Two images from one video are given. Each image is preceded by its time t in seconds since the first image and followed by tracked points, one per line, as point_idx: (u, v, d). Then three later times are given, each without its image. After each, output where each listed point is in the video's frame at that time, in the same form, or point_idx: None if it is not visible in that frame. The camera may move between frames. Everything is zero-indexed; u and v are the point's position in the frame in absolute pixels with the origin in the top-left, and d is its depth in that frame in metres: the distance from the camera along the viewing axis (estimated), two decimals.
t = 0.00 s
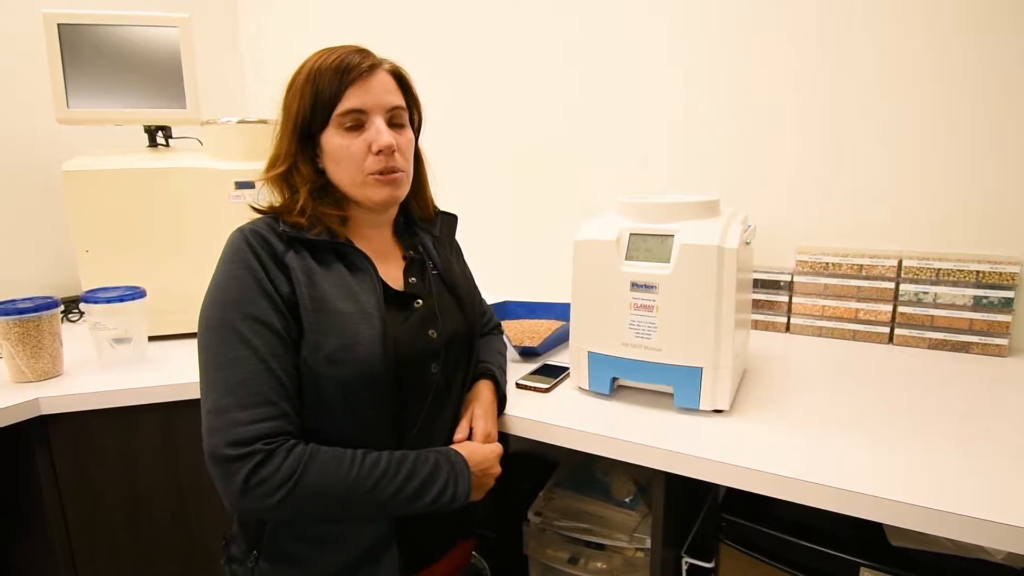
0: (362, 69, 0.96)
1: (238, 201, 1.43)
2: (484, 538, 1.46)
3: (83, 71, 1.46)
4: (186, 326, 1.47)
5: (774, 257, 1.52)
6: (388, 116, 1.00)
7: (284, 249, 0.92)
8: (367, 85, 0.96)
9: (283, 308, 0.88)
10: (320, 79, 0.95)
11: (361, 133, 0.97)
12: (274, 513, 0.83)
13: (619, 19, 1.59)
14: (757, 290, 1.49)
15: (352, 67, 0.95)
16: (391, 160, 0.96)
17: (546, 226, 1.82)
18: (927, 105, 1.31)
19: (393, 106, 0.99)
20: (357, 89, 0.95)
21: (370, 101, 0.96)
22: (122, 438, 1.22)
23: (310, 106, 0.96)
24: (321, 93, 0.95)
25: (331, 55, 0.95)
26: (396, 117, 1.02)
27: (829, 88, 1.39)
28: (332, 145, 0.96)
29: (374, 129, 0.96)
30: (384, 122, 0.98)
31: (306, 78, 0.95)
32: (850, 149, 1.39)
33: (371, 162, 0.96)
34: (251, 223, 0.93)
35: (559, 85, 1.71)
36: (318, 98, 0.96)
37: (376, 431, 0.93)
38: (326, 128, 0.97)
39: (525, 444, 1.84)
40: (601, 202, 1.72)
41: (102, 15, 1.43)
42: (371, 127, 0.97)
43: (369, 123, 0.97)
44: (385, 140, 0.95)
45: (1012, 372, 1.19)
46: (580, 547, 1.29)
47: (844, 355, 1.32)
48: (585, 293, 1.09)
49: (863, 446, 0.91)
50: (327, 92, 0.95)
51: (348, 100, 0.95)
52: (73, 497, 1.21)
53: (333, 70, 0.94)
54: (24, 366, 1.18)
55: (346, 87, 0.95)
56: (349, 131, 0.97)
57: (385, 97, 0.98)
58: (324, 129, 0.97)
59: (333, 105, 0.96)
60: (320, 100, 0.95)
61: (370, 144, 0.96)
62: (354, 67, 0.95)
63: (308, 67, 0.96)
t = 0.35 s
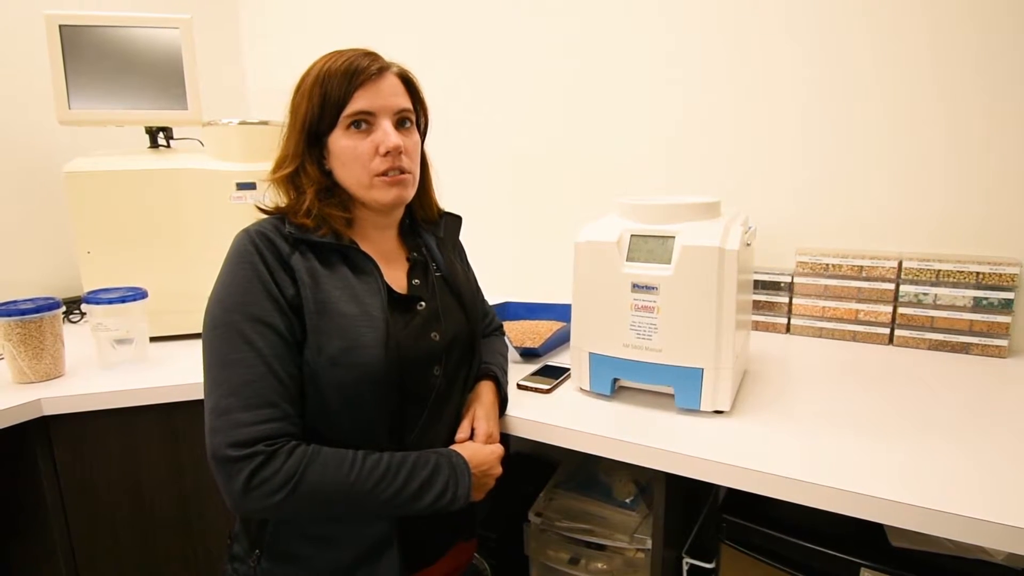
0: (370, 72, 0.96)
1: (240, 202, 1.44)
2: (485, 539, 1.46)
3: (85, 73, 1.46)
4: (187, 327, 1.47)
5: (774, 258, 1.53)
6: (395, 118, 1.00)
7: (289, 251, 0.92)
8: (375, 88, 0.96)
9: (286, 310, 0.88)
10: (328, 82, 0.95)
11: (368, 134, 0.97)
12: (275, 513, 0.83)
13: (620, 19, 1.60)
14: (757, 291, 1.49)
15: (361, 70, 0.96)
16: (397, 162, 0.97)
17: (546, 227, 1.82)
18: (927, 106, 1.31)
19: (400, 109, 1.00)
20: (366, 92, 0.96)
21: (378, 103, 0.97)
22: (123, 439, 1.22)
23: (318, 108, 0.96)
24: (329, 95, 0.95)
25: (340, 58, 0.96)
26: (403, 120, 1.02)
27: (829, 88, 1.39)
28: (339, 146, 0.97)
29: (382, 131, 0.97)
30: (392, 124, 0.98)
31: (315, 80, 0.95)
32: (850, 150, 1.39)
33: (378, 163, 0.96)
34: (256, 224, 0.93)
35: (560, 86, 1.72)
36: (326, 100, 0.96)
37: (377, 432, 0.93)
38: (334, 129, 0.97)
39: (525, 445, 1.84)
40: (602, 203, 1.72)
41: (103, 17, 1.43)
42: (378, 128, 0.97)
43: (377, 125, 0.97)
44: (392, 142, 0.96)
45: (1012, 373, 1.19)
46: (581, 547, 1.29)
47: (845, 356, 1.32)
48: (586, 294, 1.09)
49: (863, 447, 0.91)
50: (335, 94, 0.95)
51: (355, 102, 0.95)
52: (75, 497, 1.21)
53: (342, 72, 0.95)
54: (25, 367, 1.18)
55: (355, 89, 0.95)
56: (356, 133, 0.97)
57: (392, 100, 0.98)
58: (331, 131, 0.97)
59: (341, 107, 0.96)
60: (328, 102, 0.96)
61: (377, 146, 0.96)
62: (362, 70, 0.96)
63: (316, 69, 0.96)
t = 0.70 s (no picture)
0: (372, 73, 0.96)
1: (241, 202, 1.44)
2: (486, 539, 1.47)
3: (86, 73, 1.46)
4: (188, 327, 1.48)
5: (774, 258, 1.53)
6: (398, 120, 1.01)
7: (294, 249, 0.92)
8: (377, 90, 0.97)
9: (294, 308, 0.89)
10: (331, 83, 0.95)
11: (371, 136, 0.98)
12: (285, 512, 0.84)
13: (620, 19, 1.60)
14: (758, 291, 1.50)
15: (363, 71, 0.96)
16: (400, 163, 0.97)
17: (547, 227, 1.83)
18: (927, 105, 1.31)
19: (403, 110, 1.00)
20: (368, 93, 0.96)
21: (380, 105, 0.97)
22: (126, 438, 1.22)
23: (320, 110, 0.96)
24: (332, 96, 0.95)
25: (342, 60, 0.96)
26: (405, 121, 1.03)
27: (829, 88, 1.39)
28: (341, 147, 0.97)
29: (384, 133, 0.97)
30: (394, 126, 0.99)
31: (317, 82, 0.96)
32: (850, 150, 1.40)
33: (381, 165, 0.96)
34: (261, 224, 0.93)
35: (561, 86, 1.72)
36: (329, 102, 0.96)
37: (384, 428, 0.94)
38: (336, 131, 0.97)
39: (526, 445, 1.84)
40: (603, 203, 1.72)
41: (105, 17, 1.43)
42: (380, 130, 0.98)
43: (379, 127, 0.98)
44: (395, 144, 0.96)
45: (1012, 373, 1.20)
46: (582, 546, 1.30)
47: (845, 356, 1.32)
48: (587, 294, 1.10)
49: (863, 446, 0.92)
50: (337, 96, 0.95)
51: (358, 104, 0.96)
52: (78, 497, 1.22)
53: (344, 74, 0.95)
54: (27, 366, 1.18)
55: (357, 91, 0.95)
56: (358, 134, 0.97)
57: (395, 101, 0.98)
58: (334, 132, 0.98)
59: (344, 109, 0.96)
60: (331, 103, 0.96)
61: (380, 148, 0.96)
62: (365, 72, 0.96)
63: (319, 71, 0.96)
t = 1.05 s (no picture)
0: (380, 72, 0.96)
1: (241, 201, 1.44)
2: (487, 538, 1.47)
3: (87, 72, 1.46)
4: (190, 326, 1.48)
5: (774, 257, 1.53)
6: (403, 119, 1.01)
7: (295, 249, 0.92)
8: (384, 89, 0.97)
9: (294, 308, 0.89)
10: (338, 81, 0.95)
11: (376, 135, 0.98)
12: (285, 511, 0.84)
13: (621, 19, 1.60)
14: (758, 291, 1.50)
15: (370, 70, 0.96)
16: (404, 163, 0.98)
17: (548, 226, 1.83)
18: (928, 105, 1.31)
19: (408, 110, 1.00)
20: (375, 92, 0.96)
21: (387, 104, 0.97)
22: (128, 437, 1.23)
23: (326, 107, 0.96)
24: (338, 94, 0.96)
25: (350, 58, 0.96)
26: (410, 120, 1.03)
27: (829, 87, 1.39)
28: (346, 145, 0.97)
29: (390, 132, 0.97)
30: (400, 125, 0.99)
31: (324, 79, 0.95)
32: (851, 150, 1.40)
33: (386, 164, 0.97)
34: (262, 223, 0.93)
35: (562, 85, 1.72)
36: (335, 100, 0.96)
37: (383, 427, 0.94)
38: (341, 129, 0.97)
39: (526, 443, 1.84)
40: (603, 202, 1.73)
41: (106, 16, 1.43)
42: (386, 129, 0.98)
43: (385, 126, 0.98)
44: (400, 143, 0.97)
45: (1013, 372, 1.20)
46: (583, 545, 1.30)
47: (846, 355, 1.32)
48: (589, 293, 1.10)
49: (864, 445, 0.92)
50: (344, 94, 0.95)
51: (364, 102, 0.96)
52: (79, 496, 1.22)
53: (352, 72, 0.95)
54: (29, 365, 1.18)
55: (364, 89, 0.96)
56: (364, 133, 0.97)
57: (401, 101, 0.99)
58: (339, 130, 0.98)
59: (350, 107, 0.96)
60: (337, 101, 0.96)
61: (385, 147, 0.96)
62: (372, 70, 0.96)
63: (326, 68, 0.96)
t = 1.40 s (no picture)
0: (409, 76, 0.98)
1: (242, 202, 1.44)
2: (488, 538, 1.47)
3: (90, 73, 1.46)
4: (191, 326, 1.48)
5: (774, 258, 1.53)
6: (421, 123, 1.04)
7: (292, 250, 0.92)
8: (412, 91, 0.99)
9: (292, 310, 0.89)
10: (371, 80, 0.95)
11: (401, 135, 0.99)
12: (286, 512, 0.84)
13: (621, 20, 1.60)
14: (759, 291, 1.50)
15: (402, 72, 0.97)
16: (428, 164, 1.01)
17: (548, 226, 1.83)
18: (928, 106, 1.32)
19: (427, 115, 1.04)
20: (406, 94, 0.98)
21: (416, 107, 0.99)
22: (129, 437, 1.23)
23: (356, 103, 0.95)
24: (370, 93, 0.95)
25: (381, 58, 0.96)
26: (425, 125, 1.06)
27: (830, 87, 1.40)
28: (374, 143, 0.96)
29: (416, 134, 1.00)
30: (423, 128, 1.02)
31: (356, 75, 0.94)
32: (851, 150, 1.40)
33: (412, 164, 0.99)
34: (259, 224, 0.93)
35: (563, 86, 1.72)
36: (366, 97, 0.95)
37: (384, 427, 0.94)
38: (368, 127, 0.96)
39: (527, 443, 1.85)
40: (604, 202, 1.73)
41: (108, 17, 1.43)
42: (411, 131, 1.00)
43: (410, 128, 1.00)
44: (428, 145, 1.00)
45: (1013, 372, 1.20)
46: (583, 545, 1.30)
47: (846, 355, 1.33)
48: (591, 294, 1.10)
49: (865, 445, 0.92)
50: (377, 93, 0.95)
51: (396, 103, 0.97)
52: (81, 497, 1.22)
53: (385, 72, 0.96)
54: (32, 365, 1.19)
55: (396, 90, 0.97)
56: (390, 132, 0.98)
57: (425, 105, 1.01)
58: (366, 127, 0.96)
59: (381, 106, 0.96)
60: (368, 99, 0.95)
61: (413, 147, 0.99)
62: (403, 73, 0.97)
63: (357, 64, 0.95)
